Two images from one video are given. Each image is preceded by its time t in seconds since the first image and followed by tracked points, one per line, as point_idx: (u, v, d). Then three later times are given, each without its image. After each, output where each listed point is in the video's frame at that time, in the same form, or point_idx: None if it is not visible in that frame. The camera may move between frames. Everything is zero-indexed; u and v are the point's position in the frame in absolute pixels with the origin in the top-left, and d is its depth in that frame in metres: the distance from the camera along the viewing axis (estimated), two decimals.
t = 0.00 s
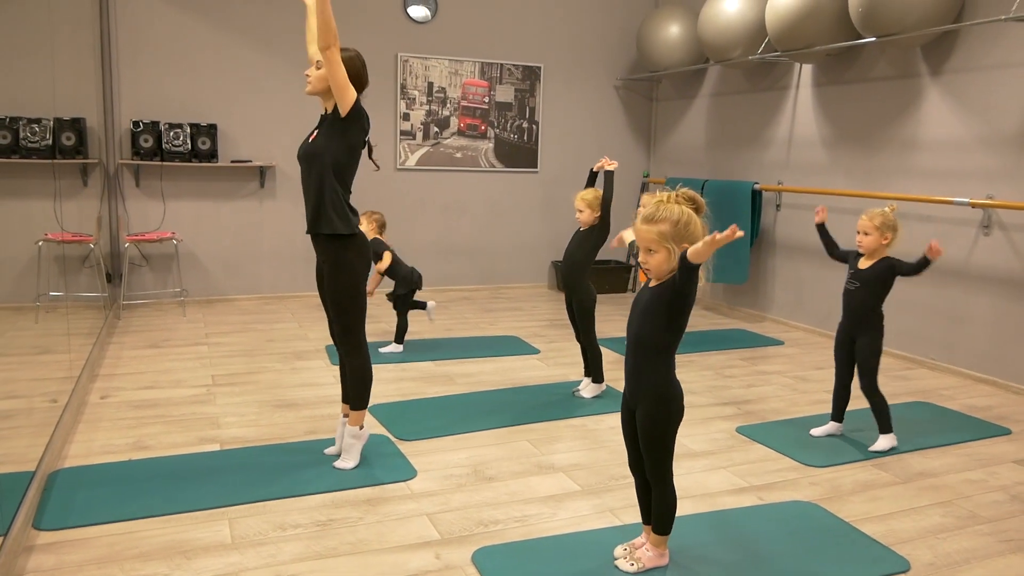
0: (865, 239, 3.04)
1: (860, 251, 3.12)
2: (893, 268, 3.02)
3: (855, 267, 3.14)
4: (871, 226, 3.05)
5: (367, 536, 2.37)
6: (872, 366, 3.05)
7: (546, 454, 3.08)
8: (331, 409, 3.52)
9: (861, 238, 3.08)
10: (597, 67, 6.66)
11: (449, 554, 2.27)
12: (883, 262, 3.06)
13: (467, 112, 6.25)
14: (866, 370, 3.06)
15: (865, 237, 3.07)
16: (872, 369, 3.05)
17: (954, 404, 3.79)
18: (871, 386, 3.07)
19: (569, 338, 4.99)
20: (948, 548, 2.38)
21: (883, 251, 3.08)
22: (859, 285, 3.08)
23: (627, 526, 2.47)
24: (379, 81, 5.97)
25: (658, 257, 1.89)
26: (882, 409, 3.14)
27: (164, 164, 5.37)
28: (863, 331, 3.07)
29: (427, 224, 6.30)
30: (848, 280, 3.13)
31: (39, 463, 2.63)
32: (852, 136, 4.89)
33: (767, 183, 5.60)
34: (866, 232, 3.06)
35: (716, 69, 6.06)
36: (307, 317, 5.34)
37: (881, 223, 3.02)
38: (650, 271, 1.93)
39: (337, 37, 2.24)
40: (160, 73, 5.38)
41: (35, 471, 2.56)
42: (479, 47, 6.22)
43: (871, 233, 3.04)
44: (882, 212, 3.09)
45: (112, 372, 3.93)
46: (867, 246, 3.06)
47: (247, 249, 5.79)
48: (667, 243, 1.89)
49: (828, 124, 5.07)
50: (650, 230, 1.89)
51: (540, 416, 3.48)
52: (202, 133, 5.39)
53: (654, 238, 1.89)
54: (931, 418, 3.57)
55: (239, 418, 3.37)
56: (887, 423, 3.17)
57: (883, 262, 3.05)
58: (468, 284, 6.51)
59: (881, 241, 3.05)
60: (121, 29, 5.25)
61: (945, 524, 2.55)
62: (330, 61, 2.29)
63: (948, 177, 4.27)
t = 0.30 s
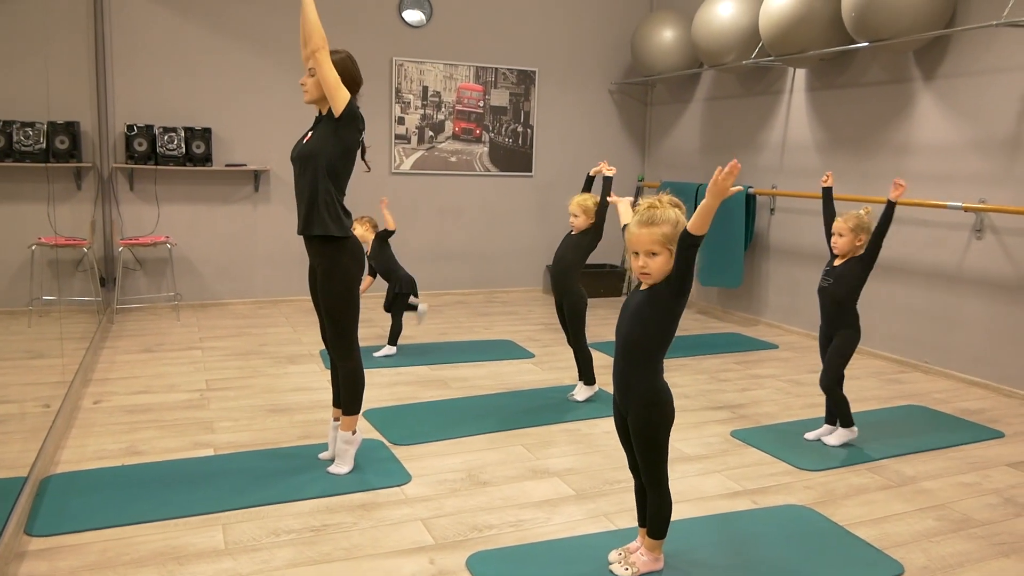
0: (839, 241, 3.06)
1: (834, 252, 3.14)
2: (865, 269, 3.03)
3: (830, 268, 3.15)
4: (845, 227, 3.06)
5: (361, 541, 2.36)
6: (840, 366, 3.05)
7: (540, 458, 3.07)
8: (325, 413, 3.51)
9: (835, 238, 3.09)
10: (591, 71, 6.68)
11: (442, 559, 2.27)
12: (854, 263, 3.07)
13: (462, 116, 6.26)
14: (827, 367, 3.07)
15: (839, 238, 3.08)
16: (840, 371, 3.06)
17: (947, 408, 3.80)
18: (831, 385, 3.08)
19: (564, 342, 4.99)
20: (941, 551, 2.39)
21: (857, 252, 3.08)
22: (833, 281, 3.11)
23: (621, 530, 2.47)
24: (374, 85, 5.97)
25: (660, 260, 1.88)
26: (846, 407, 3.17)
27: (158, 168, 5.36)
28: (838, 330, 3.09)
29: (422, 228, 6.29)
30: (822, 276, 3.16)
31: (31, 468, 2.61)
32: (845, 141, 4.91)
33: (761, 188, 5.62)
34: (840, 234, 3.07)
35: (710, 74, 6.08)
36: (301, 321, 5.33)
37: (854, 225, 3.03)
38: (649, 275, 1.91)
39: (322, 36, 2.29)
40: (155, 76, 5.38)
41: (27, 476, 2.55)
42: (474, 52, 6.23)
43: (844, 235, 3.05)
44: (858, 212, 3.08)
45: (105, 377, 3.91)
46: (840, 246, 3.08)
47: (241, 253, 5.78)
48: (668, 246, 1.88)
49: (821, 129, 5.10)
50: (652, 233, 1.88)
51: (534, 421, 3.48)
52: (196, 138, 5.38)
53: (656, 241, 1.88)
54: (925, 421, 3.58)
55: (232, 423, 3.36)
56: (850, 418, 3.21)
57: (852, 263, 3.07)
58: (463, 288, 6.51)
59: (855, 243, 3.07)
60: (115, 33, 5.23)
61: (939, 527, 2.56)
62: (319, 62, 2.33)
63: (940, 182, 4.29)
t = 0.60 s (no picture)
0: (824, 238, 3.06)
1: (820, 247, 3.14)
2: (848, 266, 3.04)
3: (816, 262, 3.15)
4: (831, 224, 3.06)
5: (357, 545, 2.36)
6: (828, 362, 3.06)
7: (535, 461, 3.08)
8: (321, 417, 3.51)
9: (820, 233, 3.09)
10: (587, 73, 6.68)
11: (439, 562, 2.27)
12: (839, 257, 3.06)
13: (457, 119, 6.26)
14: (815, 365, 3.08)
15: (825, 234, 3.08)
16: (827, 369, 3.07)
17: (942, 408, 3.81)
18: (820, 381, 3.10)
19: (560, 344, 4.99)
20: (936, 552, 2.39)
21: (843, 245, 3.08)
22: (817, 276, 3.12)
23: (617, 532, 2.47)
24: (369, 88, 5.97)
25: (656, 263, 1.88)
26: (831, 402, 3.22)
27: (153, 171, 5.35)
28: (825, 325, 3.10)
29: (418, 230, 6.29)
30: (808, 271, 3.17)
31: (26, 474, 2.61)
32: (839, 142, 4.91)
33: (756, 189, 5.62)
34: (826, 230, 3.07)
35: (705, 75, 6.09)
36: (298, 324, 5.33)
37: (840, 222, 3.03)
38: (644, 280, 1.91)
39: (310, 41, 2.28)
40: (149, 80, 5.37)
41: (22, 482, 2.55)
42: (469, 54, 6.23)
43: (830, 231, 3.05)
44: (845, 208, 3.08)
45: (101, 382, 3.91)
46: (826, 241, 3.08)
47: (237, 256, 5.78)
48: (662, 248, 1.89)
49: (816, 130, 5.10)
50: (644, 237, 1.88)
51: (532, 423, 3.48)
52: (191, 141, 5.38)
53: (650, 244, 1.88)
54: (920, 422, 3.59)
55: (228, 427, 3.36)
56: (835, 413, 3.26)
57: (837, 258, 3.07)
58: (459, 290, 6.51)
59: (841, 240, 3.07)
60: (109, 36, 5.23)
61: (934, 527, 2.56)
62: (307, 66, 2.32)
63: (935, 182, 4.30)
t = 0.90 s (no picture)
0: (816, 233, 3.06)
1: (813, 242, 3.14)
2: (839, 262, 3.05)
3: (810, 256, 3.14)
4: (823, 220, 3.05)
5: (355, 546, 2.36)
6: (821, 354, 3.08)
7: (533, 461, 3.08)
8: (318, 418, 3.51)
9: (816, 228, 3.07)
10: (582, 73, 6.69)
11: (437, 563, 2.27)
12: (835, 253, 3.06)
13: (453, 120, 6.26)
14: (807, 358, 3.09)
15: (817, 229, 3.07)
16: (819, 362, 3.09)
17: (938, 407, 3.82)
18: (812, 374, 3.10)
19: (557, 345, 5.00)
20: (933, 550, 2.40)
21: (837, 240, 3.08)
22: (809, 271, 3.12)
23: (615, 532, 2.47)
24: (364, 89, 5.97)
25: (662, 259, 1.88)
26: (825, 399, 3.21)
27: (148, 173, 5.34)
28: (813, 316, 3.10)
29: (414, 231, 6.29)
30: (800, 265, 3.17)
31: (22, 477, 2.60)
32: (835, 142, 4.93)
33: (751, 189, 5.63)
34: (817, 226, 3.07)
35: (701, 76, 6.10)
36: (294, 326, 5.31)
37: (832, 218, 3.03)
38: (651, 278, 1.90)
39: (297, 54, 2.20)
40: (144, 82, 5.36)
41: (18, 485, 2.54)
42: (464, 55, 6.23)
43: (822, 227, 3.05)
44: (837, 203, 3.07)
45: (96, 384, 3.90)
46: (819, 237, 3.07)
47: (233, 258, 5.77)
48: (666, 245, 1.89)
49: (811, 130, 5.12)
50: (650, 235, 1.88)
51: (529, 424, 3.48)
52: (186, 143, 5.36)
53: (654, 242, 1.88)
54: (916, 421, 3.60)
55: (225, 429, 3.35)
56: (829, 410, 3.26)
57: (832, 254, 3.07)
58: (456, 291, 6.50)
59: (833, 234, 3.07)
60: (104, 38, 5.22)
61: (931, 526, 2.57)
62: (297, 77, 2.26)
63: (930, 182, 4.31)
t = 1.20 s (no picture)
0: (812, 238, 3.07)
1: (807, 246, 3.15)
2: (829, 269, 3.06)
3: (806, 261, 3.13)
4: (819, 225, 3.06)
5: (351, 550, 2.36)
6: (816, 355, 3.08)
7: (528, 464, 3.07)
8: (314, 421, 3.51)
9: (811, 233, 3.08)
10: (579, 77, 6.70)
11: (432, 567, 2.26)
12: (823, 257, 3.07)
13: (449, 123, 6.26)
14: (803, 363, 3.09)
15: (812, 234, 3.08)
16: (813, 364, 3.08)
17: (935, 411, 3.82)
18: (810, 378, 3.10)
19: (554, 348, 5.00)
20: (930, 553, 2.40)
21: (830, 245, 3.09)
22: (800, 274, 3.13)
23: (611, 536, 2.47)
24: (361, 92, 5.98)
25: (666, 260, 1.89)
26: (823, 403, 3.21)
27: (146, 176, 5.34)
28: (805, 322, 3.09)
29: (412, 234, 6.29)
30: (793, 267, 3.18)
31: (17, 479, 2.60)
32: (831, 145, 4.93)
33: (748, 192, 5.64)
34: (814, 230, 3.08)
35: (697, 79, 6.11)
36: (292, 329, 5.31)
37: (829, 223, 3.04)
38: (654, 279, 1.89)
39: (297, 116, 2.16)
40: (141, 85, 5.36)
41: (13, 487, 2.54)
42: (461, 58, 6.24)
43: (818, 232, 3.06)
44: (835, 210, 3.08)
45: (93, 387, 3.89)
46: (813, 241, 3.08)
47: (231, 261, 5.77)
48: (670, 247, 1.90)
49: (808, 133, 5.12)
50: (655, 234, 1.89)
51: (526, 427, 3.48)
52: (184, 146, 5.36)
53: (659, 241, 1.89)
54: (913, 424, 3.60)
55: (221, 432, 3.35)
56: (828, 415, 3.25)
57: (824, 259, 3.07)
58: (454, 294, 6.50)
59: (828, 241, 3.08)
60: (101, 41, 5.22)
61: (927, 529, 2.57)
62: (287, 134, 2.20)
63: (927, 185, 4.32)
